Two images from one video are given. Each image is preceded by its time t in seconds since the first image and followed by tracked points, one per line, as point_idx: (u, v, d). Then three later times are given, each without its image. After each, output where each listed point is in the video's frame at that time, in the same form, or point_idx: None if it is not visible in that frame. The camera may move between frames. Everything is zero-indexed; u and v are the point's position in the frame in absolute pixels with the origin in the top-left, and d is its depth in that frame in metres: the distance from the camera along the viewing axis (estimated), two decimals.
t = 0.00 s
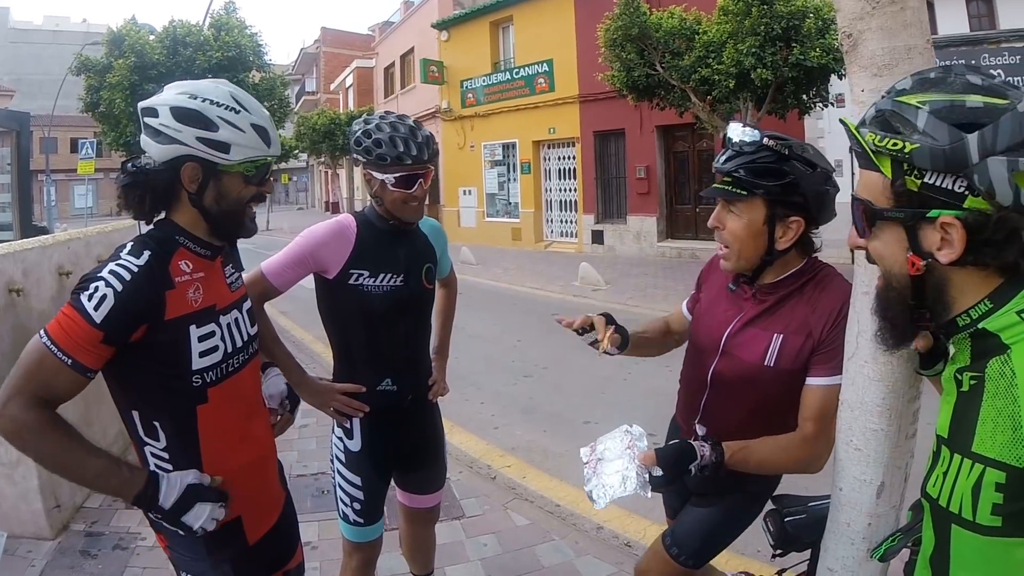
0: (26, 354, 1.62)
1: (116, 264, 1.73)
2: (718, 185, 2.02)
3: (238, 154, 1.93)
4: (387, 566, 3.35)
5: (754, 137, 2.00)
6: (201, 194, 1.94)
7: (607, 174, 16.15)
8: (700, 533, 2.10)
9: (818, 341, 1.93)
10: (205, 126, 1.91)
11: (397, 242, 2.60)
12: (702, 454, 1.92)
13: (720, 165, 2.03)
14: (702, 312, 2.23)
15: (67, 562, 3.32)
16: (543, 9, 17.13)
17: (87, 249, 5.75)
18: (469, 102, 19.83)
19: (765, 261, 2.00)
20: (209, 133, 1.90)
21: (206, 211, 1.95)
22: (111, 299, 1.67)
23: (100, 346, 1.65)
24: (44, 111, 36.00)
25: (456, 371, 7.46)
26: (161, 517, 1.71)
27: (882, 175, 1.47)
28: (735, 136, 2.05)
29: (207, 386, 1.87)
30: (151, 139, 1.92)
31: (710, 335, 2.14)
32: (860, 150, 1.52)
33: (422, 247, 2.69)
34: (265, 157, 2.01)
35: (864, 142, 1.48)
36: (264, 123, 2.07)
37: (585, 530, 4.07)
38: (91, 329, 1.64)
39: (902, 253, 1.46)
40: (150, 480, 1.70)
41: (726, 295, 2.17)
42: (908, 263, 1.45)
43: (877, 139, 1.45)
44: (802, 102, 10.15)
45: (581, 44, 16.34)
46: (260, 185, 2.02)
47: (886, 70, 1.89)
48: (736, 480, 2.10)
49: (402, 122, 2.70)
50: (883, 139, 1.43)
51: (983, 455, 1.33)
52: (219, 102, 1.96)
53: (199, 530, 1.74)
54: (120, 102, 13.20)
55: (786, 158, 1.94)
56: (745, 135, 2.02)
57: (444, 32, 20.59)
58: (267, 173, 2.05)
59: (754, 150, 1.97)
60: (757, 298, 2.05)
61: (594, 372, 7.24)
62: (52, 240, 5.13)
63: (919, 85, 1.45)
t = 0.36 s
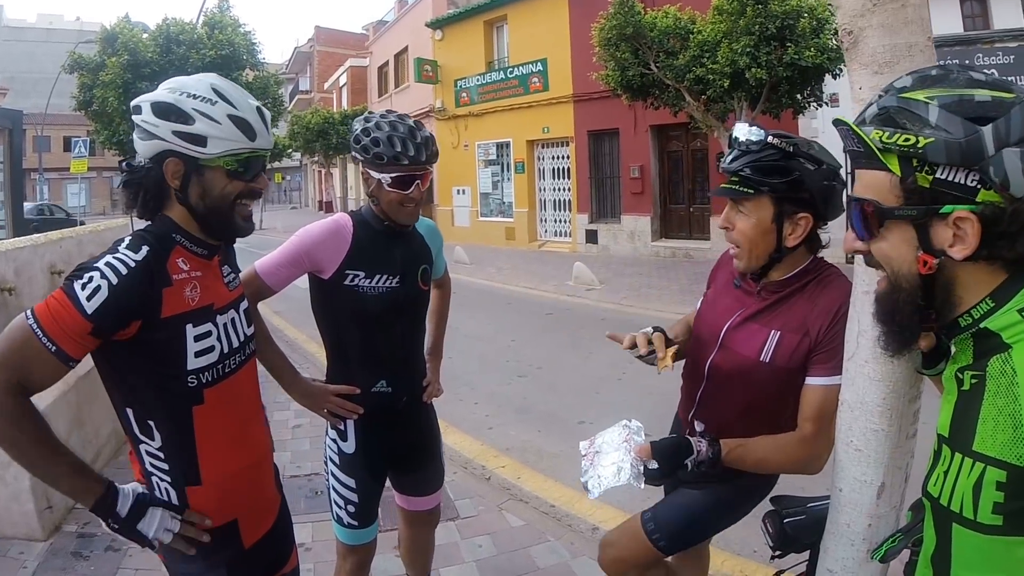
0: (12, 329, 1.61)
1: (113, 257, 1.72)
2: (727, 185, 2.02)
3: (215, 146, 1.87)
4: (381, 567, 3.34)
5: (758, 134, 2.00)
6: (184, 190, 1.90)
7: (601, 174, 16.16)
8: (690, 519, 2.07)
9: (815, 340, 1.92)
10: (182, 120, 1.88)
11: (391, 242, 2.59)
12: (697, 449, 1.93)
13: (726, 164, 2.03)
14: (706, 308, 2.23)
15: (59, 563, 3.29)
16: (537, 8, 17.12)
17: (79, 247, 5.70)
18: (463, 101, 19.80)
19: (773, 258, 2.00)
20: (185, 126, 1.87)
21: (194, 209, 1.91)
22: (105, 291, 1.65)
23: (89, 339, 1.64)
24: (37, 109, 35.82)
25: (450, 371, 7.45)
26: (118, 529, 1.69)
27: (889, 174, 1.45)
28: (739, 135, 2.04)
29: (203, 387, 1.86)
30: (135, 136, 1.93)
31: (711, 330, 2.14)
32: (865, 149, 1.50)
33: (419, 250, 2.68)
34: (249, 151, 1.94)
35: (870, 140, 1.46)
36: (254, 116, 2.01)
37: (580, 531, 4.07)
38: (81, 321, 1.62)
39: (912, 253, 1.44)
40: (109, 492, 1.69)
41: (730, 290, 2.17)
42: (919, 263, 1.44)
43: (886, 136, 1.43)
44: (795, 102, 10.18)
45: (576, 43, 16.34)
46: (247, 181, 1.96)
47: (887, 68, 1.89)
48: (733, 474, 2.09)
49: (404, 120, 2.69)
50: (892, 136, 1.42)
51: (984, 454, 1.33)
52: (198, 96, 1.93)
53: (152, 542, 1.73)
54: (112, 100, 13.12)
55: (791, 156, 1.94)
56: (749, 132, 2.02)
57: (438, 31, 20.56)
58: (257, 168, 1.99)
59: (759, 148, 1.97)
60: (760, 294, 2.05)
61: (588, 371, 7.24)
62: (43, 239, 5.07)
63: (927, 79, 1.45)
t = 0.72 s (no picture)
0: (11, 366, 1.53)
1: (103, 269, 1.67)
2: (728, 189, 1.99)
3: (226, 148, 1.89)
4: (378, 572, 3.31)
5: (756, 137, 1.97)
6: (189, 193, 1.89)
7: (595, 174, 16.14)
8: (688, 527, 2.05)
9: (817, 338, 1.90)
10: (191, 121, 1.86)
11: (403, 242, 2.53)
12: (699, 441, 1.94)
13: (726, 168, 2.01)
14: (717, 302, 2.22)
15: (53, 570, 3.25)
16: (531, 8, 17.10)
17: (70, 250, 5.63)
18: (456, 101, 19.77)
19: (780, 257, 1.98)
20: (195, 129, 1.85)
21: (196, 210, 1.90)
22: (101, 307, 1.60)
23: (90, 359, 1.59)
24: (29, 111, 35.66)
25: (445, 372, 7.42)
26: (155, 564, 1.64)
27: (899, 173, 1.42)
28: (738, 136, 2.03)
29: (199, 396, 1.83)
30: (131, 139, 1.85)
31: (717, 325, 2.13)
32: (874, 148, 1.47)
33: (430, 248, 2.64)
34: (252, 150, 1.97)
35: (881, 139, 1.42)
36: (250, 115, 2.04)
37: (577, 532, 4.04)
38: (80, 340, 1.57)
39: (921, 254, 1.42)
40: (138, 528, 1.62)
41: (741, 286, 2.16)
42: (927, 265, 1.42)
43: (897, 135, 1.40)
44: (790, 102, 10.19)
45: (570, 43, 16.32)
46: (246, 180, 1.98)
47: (892, 66, 1.88)
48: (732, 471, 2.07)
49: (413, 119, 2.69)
50: (903, 135, 1.39)
51: (990, 455, 1.31)
52: (204, 96, 1.91)
53: (190, 565, 1.70)
54: (104, 101, 13.03)
55: (789, 158, 1.92)
56: (748, 135, 2.00)
57: (431, 31, 20.51)
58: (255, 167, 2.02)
59: (756, 151, 1.94)
60: (767, 290, 2.03)
61: (583, 372, 7.22)
62: (34, 241, 5.01)
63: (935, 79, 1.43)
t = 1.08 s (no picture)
0: None
1: (87, 267, 1.62)
2: (736, 184, 1.97)
3: (222, 138, 1.88)
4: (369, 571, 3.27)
5: (762, 129, 1.96)
6: (183, 185, 1.86)
7: (589, 172, 16.12)
8: (688, 550, 2.05)
9: (822, 338, 1.87)
10: (188, 113, 1.84)
11: (404, 245, 2.45)
12: (680, 422, 1.92)
13: (733, 162, 1.99)
14: (716, 306, 2.18)
15: (41, 567, 3.20)
16: (527, 5, 17.05)
17: (61, 244, 5.55)
18: (451, 97, 19.70)
19: (788, 251, 1.95)
20: (192, 119, 1.84)
21: (187, 203, 1.87)
22: (86, 306, 1.56)
23: (77, 360, 1.55)
24: (21, 104, 35.45)
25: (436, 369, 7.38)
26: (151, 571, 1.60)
27: (918, 172, 1.39)
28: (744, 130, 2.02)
29: (190, 394, 1.79)
30: (118, 131, 1.80)
31: (719, 327, 2.09)
32: (892, 144, 1.43)
33: (434, 250, 2.59)
34: (244, 142, 1.97)
35: (901, 134, 1.39)
36: (241, 107, 2.04)
37: (569, 532, 4.02)
38: (66, 341, 1.52)
39: (934, 257, 1.38)
40: (133, 536, 1.58)
41: (741, 288, 2.13)
42: (940, 268, 1.38)
43: (919, 132, 1.37)
44: (786, 103, 10.17)
45: (565, 41, 16.28)
46: (237, 171, 1.98)
47: (898, 64, 1.85)
48: (727, 493, 2.07)
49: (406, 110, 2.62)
50: (928, 133, 1.36)
51: (993, 461, 1.29)
52: (199, 87, 1.90)
53: (186, 568, 1.66)
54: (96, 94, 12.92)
55: (796, 148, 1.90)
56: (752, 129, 1.99)
57: (426, 26, 20.43)
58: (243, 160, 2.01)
59: (762, 143, 1.93)
60: (770, 290, 2.00)
61: (576, 370, 7.20)
62: (24, 235, 4.93)
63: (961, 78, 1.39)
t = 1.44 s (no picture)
0: None
1: (71, 261, 1.58)
2: (725, 189, 1.95)
3: (189, 132, 1.77)
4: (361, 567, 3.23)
5: (753, 130, 1.92)
6: (154, 179, 1.79)
7: (583, 167, 16.07)
8: (694, 559, 2.04)
9: (825, 338, 1.87)
10: (153, 105, 1.76)
11: (378, 260, 1.94)
12: (676, 425, 1.93)
13: (724, 166, 1.95)
14: (708, 311, 2.15)
15: (31, 564, 3.15)
16: None
17: (51, 237, 5.46)
18: (445, 91, 19.62)
19: (786, 256, 1.94)
20: (156, 111, 1.76)
21: (161, 197, 1.80)
22: (68, 303, 1.52)
23: (59, 357, 1.51)
24: (14, 97, 35.24)
25: (429, 364, 7.34)
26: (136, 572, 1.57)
27: (946, 167, 1.33)
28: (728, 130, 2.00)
29: (177, 392, 1.75)
30: (93, 123, 1.79)
31: (714, 332, 2.06)
32: (914, 140, 1.35)
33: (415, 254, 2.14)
34: (223, 133, 1.85)
35: (929, 130, 1.31)
36: (223, 96, 1.92)
37: (561, 528, 3.99)
38: (48, 339, 1.49)
39: (962, 256, 1.34)
40: (119, 534, 1.56)
41: (735, 292, 2.09)
42: (968, 268, 1.34)
43: (949, 126, 1.30)
44: (782, 99, 10.14)
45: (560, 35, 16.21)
46: (217, 167, 1.87)
47: (905, 57, 1.83)
48: (730, 498, 2.05)
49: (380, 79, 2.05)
50: (957, 127, 1.29)
51: (994, 462, 1.28)
52: (169, 77, 1.82)
53: (175, 569, 1.62)
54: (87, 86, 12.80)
55: (795, 148, 1.90)
56: (742, 127, 1.95)
57: (421, 20, 20.32)
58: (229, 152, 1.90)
59: (759, 144, 1.89)
60: (767, 293, 1.99)
61: (569, 365, 7.18)
62: (14, 227, 4.85)
63: (970, 78, 1.36)
